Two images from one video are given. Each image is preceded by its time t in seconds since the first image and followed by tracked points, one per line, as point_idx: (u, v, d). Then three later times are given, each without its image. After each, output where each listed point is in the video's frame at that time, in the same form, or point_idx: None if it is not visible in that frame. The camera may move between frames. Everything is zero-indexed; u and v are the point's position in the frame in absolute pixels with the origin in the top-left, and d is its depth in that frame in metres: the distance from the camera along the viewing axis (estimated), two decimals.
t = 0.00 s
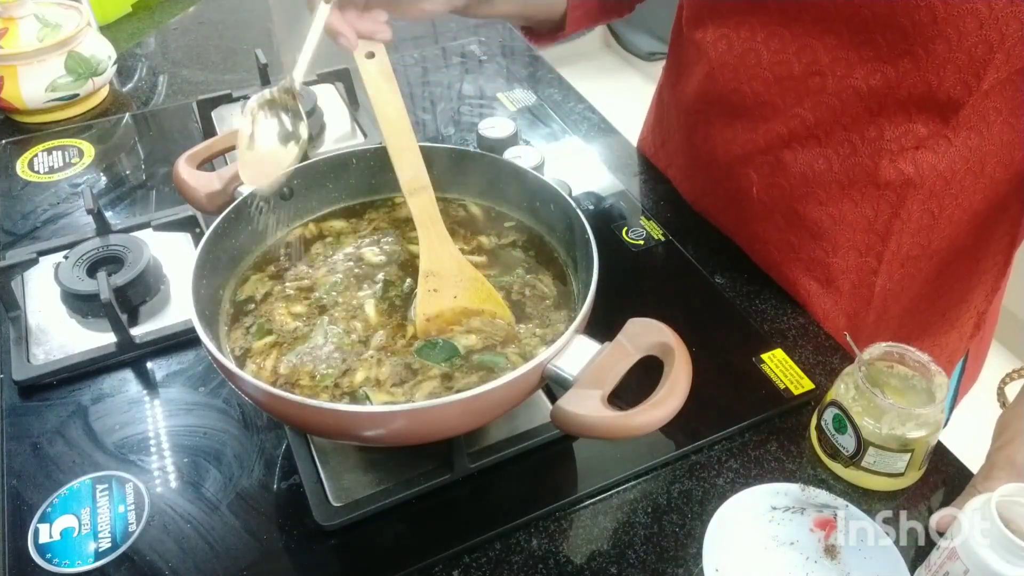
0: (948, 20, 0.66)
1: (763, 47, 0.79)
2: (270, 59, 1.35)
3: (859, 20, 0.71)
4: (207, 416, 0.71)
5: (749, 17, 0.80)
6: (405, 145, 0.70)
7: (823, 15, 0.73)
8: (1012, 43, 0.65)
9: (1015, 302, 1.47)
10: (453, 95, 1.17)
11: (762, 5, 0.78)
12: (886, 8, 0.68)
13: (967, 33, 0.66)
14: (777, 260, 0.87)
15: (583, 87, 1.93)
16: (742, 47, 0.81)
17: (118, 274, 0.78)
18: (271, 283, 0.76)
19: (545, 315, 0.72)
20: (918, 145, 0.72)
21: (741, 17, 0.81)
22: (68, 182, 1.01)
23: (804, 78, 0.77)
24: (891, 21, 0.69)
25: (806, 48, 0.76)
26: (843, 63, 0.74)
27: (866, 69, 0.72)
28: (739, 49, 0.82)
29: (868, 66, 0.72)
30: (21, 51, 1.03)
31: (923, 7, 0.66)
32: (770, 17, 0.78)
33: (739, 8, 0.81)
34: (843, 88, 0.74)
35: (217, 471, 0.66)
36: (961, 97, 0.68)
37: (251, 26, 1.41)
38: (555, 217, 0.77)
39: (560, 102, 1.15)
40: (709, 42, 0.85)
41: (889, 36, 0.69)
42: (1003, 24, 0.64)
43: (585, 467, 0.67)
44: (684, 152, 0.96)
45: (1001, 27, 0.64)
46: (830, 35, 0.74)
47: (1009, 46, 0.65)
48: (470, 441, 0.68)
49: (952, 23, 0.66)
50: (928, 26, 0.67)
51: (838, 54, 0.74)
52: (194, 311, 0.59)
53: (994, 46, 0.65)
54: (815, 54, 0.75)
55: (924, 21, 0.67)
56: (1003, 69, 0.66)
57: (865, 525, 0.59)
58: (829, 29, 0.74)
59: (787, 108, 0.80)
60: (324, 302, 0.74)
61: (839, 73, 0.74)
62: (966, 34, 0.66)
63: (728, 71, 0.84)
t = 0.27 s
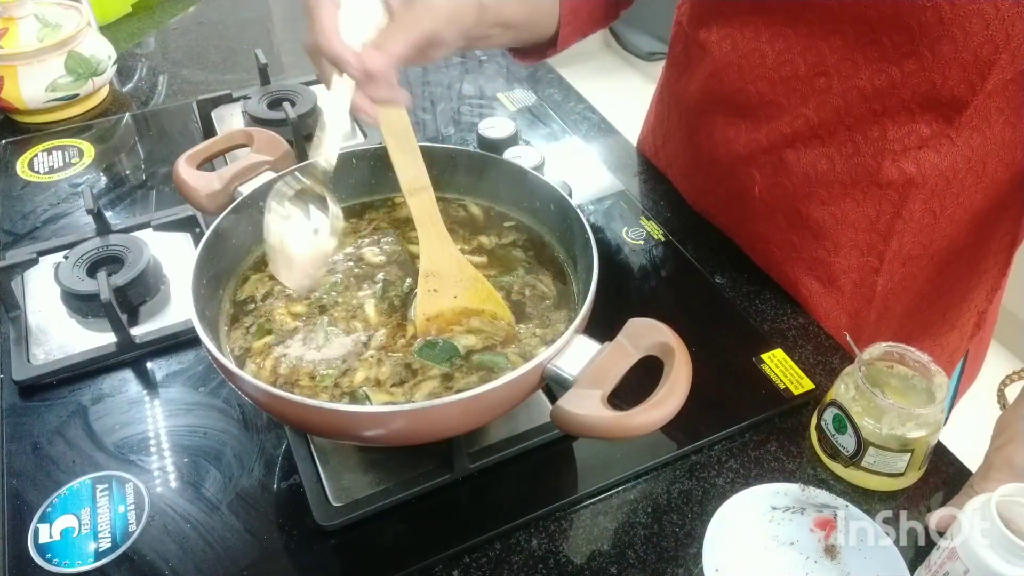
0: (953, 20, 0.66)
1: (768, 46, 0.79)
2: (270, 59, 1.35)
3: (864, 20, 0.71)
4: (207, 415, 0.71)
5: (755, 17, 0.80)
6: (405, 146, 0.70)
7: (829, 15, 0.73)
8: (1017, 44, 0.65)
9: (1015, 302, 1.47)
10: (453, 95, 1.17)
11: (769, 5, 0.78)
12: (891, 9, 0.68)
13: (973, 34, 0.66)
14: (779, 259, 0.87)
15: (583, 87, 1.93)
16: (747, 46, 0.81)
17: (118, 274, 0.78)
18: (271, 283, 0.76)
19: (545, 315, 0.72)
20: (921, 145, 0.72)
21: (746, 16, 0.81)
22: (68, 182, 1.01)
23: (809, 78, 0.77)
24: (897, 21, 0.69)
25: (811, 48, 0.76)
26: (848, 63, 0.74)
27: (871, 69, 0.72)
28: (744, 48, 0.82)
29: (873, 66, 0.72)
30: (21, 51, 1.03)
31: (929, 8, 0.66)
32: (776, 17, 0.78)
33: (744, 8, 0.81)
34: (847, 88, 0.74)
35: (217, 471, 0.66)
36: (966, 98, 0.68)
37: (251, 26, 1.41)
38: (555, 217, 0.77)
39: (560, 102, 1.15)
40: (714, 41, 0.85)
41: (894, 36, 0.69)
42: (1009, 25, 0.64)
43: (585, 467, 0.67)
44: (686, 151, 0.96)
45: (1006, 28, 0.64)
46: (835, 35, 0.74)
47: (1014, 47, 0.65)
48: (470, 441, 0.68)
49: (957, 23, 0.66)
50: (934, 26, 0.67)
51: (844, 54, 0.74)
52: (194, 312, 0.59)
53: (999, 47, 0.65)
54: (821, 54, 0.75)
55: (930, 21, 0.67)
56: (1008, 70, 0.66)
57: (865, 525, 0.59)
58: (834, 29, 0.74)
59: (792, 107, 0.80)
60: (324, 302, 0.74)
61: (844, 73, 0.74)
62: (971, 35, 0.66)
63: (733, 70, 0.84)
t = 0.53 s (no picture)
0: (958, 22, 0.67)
1: (772, 47, 0.80)
2: (270, 59, 1.35)
3: (869, 22, 0.71)
4: (207, 416, 0.71)
5: (759, 18, 0.80)
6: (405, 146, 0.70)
7: (834, 16, 0.73)
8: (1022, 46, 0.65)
9: (1016, 303, 1.47)
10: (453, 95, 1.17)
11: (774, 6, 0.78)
12: (896, 10, 0.69)
13: (978, 36, 0.66)
14: (780, 260, 0.87)
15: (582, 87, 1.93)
16: (751, 47, 0.81)
17: (118, 274, 0.78)
18: (271, 283, 0.76)
19: (545, 315, 0.72)
20: (924, 146, 0.72)
21: (751, 17, 0.81)
22: (68, 182, 1.01)
23: (813, 79, 0.77)
24: (902, 23, 0.69)
25: (816, 49, 0.76)
26: (853, 65, 0.74)
27: (876, 70, 0.73)
28: (748, 49, 0.82)
29: (878, 67, 0.73)
30: (21, 51, 1.03)
31: (934, 10, 0.67)
32: (781, 18, 0.78)
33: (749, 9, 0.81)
34: (852, 89, 0.75)
35: (217, 471, 0.66)
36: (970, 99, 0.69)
37: (251, 26, 1.41)
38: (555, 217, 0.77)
39: (560, 103, 1.15)
40: (717, 42, 0.85)
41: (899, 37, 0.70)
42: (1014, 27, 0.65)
43: (585, 467, 0.67)
44: (688, 152, 0.96)
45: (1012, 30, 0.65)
46: (840, 36, 0.74)
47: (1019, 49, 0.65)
48: (470, 441, 0.68)
49: (962, 25, 0.66)
50: (939, 28, 0.67)
51: (848, 55, 0.74)
52: (194, 312, 0.59)
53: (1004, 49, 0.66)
54: (825, 55, 0.76)
55: (935, 23, 0.67)
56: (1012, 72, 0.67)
57: (865, 525, 0.58)
58: (839, 30, 0.74)
59: (796, 108, 0.80)
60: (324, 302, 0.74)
61: (849, 74, 0.75)
62: (977, 37, 0.66)
63: (736, 71, 0.84)
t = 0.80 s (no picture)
0: (962, 25, 0.67)
1: (777, 46, 0.80)
2: (270, 59, 1.35)
3: (874, 22, 0.71)
4: (207, 415, 0.71)
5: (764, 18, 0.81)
6: (405, 145, 0.71)
7: (838, 16, 0.74)
8: None
9: (1016, 304, 1.47)
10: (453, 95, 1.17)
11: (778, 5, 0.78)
12: (900, 11, 0.69)
13: (982, 39, 0.66)
14: (783, 259, 0.87)
15: (582, 87, 1.93)
16: (755, 46, 0.82)
17: (118, 274, 0.78)
18: (271, 283, 0.76)
19: (545, 314, 0.72)
20: (927, 148, 0.72)
21: (756, 16, 0.81)
22: (68, 182, 1.01)
23: (816, 79, 0.78)
24: (906, 24, 0.69)
25: (820, 49, 0.76)
26: (856, 65, 0.74)
27: (880, 71, 0.73)
28: (752, 48, 0.82)
29: (882, 68, 0.73)
30: (21, 51, 1.03)
31: (938, 11, 0.67)
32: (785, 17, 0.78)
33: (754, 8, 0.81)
34: (856, 89, 0.75)
35: (217, 471, 0.66)
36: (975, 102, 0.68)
37: (251, 26, 1.41)
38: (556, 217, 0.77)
39: (560, 103, 1.15)
40: (722, 40, 0.85)
41: (902, 38, 0.70)
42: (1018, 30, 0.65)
43: (585, 467, 0.67)
44: (692, 150, 0.96)
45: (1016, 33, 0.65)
46: (844, 37, 0.74)
47: None
48: (470, 441, 0.68)
49: (966, 28, 0.67)
50: (943, 30, 0.67)
51: (852, 55, 0.74)
52: (194, 311, 0.59)
53: (1008, 52, 0.66)
54: (829, 56, 0.76)
55: (938, 26, 0.67)
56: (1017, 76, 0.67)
57: (865, 525, 0.58)
58: (843, 30, 0.74)
59: (799, 107, 0.80)
60: (325, 302, 0.74)
61: (852, 74, 0.75)
62: (980, 40, 0.66)
63: (740, 69, 0.84)
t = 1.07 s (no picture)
0: (979, 29, 0.67)
1: (789, 46, 0.79)
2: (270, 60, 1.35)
3: (889, 25, 0.72)
4: (207, 415, 0.71)
5: (777, 18, 0.80)
6: (405, 145, 0.71)
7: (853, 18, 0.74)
8: None
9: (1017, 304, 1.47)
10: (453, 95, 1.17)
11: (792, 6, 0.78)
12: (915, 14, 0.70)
13: (997, 43, 0.67)
14: (791, 262, 0.87)
15: (582, 87, 1.93)
16: (767, 46, 0.81)
17: (118, 274, 0.78)
18: (271, 282, 0.76)
19: (545, 314, 0.72)
20: (940, 151, 0.73)
21: (768, 17, 0.81)
22: (68, 182, 1.01)
23: (829, 80, 0.77)
24: (921, 27, 0.70)
25: (834, 50, 0.76)
26: (870, 66, 0.74)
27: (893, 73, 0.73)
28: (764, 48, 0.82)
29: (896, 71, 0.73)
30: (21, 51, 1.03)
31: (954, 14, 0.68)
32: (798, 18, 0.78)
33: (767, 8, 0.81)
34: (869, 91, 0.75)
35: (217, 471, 0.66)
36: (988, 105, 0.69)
37: (251, 26, 1.41)
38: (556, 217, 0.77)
39: (560, 102, 1.15)
40: (732, 40, 0.84)
41: (917, 41, 0.71)
42: None
43: (585, 467, 0.67)
44: (698, 151, 0.95)
45: None
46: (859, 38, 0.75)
47: None
48: (470, 441, 0.68)
49: (982, 31, 0.67)
50: (958, 33, 0.68)
51: (866, 57, 0.75)
52: (194, 312, 0.59)
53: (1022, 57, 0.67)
54: (843, 57, 0.76)
55: (954, 29, 0.68)
56: None
57: (865, 525, 0.58)
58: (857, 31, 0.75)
59: (811, 108, 0.79)
60: (325, 302, 0.74)
61: (865, 76, 0.75)
62: (996, 44, 0.67)
63: (751, 69, 0.83)
